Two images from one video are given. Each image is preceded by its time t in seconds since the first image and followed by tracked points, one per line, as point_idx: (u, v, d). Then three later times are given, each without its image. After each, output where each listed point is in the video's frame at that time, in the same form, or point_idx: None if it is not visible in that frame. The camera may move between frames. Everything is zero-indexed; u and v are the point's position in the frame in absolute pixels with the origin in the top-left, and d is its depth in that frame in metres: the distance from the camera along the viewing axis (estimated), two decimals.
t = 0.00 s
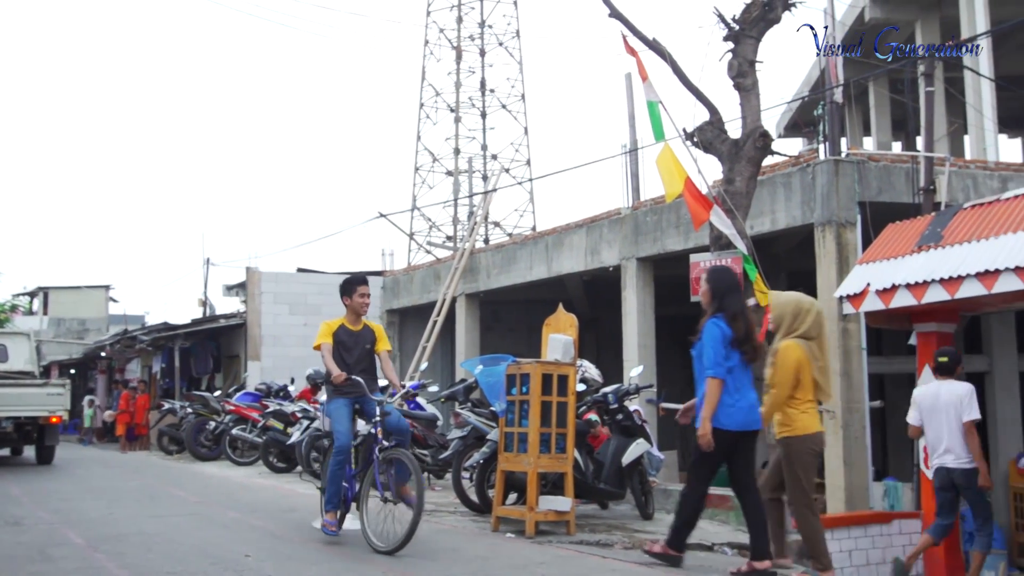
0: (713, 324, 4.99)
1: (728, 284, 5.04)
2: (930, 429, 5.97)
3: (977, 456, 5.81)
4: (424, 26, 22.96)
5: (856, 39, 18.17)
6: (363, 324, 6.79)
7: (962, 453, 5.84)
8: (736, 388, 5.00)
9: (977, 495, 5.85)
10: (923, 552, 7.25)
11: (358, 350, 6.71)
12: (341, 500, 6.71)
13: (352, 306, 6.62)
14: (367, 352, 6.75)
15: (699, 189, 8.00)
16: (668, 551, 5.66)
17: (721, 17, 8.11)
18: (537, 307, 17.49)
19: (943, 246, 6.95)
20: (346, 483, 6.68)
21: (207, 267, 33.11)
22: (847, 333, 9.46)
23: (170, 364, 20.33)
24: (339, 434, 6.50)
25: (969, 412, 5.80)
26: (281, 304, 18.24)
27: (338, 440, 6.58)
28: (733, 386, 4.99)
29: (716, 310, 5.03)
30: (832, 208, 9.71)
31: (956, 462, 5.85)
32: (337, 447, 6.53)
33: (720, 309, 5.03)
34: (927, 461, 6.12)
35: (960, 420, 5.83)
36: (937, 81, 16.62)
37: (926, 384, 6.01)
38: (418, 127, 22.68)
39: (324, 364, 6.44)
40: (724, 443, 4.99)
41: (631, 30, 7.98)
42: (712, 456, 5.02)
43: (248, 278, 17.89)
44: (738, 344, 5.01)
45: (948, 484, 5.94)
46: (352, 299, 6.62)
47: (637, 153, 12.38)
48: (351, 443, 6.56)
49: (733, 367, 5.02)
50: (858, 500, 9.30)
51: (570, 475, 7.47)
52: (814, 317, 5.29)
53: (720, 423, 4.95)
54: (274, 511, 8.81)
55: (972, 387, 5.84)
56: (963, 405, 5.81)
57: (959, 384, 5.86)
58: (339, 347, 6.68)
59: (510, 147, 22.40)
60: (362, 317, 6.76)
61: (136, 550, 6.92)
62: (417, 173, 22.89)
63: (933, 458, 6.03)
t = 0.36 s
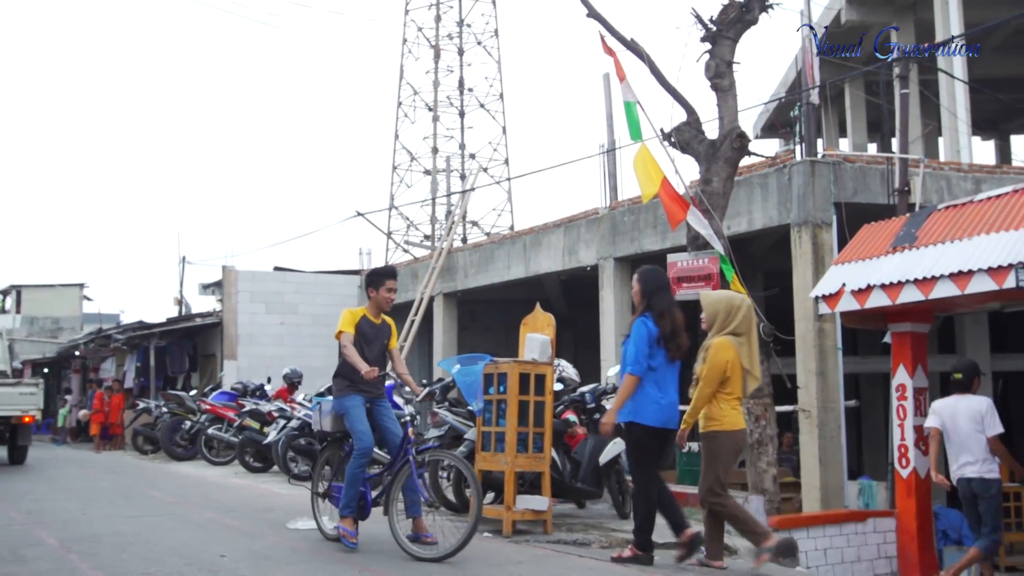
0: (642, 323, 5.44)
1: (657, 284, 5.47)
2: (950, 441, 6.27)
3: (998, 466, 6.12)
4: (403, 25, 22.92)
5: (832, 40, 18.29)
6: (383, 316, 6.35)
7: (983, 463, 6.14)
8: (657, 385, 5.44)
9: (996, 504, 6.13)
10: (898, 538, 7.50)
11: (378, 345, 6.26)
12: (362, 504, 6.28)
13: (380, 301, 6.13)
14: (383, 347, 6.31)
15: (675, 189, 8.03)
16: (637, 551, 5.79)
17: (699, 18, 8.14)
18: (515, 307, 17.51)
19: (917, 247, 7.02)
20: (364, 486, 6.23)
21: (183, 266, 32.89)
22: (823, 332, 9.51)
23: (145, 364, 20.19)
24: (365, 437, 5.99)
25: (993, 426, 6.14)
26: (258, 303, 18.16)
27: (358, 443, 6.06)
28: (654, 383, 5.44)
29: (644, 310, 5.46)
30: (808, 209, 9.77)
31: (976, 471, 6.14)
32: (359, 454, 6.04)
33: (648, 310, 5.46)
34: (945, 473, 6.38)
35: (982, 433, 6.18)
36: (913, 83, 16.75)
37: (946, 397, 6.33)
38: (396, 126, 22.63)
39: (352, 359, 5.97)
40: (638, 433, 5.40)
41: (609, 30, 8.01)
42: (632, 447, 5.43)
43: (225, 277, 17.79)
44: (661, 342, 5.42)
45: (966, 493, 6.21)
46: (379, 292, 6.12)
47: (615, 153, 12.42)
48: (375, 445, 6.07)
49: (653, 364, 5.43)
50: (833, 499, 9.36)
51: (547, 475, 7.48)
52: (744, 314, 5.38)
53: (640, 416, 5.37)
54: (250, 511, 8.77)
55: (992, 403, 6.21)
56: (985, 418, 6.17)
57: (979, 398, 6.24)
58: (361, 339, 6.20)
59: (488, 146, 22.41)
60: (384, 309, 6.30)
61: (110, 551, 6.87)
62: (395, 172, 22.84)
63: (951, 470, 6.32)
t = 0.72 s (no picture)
0: (600, 321, 5.66)
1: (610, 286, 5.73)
2: (975, 455, 6.59)
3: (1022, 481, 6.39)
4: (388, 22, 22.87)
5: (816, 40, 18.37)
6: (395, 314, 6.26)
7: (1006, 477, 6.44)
8: (615, 382, 5.68)
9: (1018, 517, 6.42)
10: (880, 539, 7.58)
11: (386, 341, 6.18)
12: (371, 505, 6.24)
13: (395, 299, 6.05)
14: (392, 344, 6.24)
15: (661, 187, 8.04)
16: (623, 548, 5.78)
17: (683, 16, 8.16)
18: (500, 305, 17.51)
19: (900, 246, 7.06)
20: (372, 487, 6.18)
21: (167, 263, 32.72)
22: (806, 331, 9.56)
23: (128, 361, 20.09)
24: (378, 438, 5.95)
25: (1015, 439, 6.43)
26: (242, 300, 18.09)
27: (370, 444, 6.00)
28: (613, 380, 5.67)
29: (602, 310, 5.70)
30: (792, 208, 9.81)
31: (999, 484, 6.45)
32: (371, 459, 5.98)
33: (606, 309, 5.70)
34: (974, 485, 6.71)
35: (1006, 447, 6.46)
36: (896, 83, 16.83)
37: (972, 412, 6.67)
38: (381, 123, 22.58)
39: (354, 356, 5.87)
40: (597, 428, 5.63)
41: (594, 28, 8.01)
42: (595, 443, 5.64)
43: (208, 274, 17.72)
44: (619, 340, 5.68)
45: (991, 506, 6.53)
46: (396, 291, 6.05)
47: (600, 151, 12.43)
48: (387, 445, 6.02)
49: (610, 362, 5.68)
50: (816, 496, 9.40)
51: (531, 473, 7.48)
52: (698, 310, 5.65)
53: (603, 413, 5.58)
54: (233, 510, 8.74)
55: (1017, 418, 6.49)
56: (1007, 433, 6.46)
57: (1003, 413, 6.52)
58: (369, 334, 6.11)
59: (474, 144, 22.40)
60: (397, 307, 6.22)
61: (91, 550, 6.82)
62: (380, 169, 22.80)
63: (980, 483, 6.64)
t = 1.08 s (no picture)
0: (568, 319, 5.69)
1: (574, 283, 5.82)
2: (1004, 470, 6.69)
3: None
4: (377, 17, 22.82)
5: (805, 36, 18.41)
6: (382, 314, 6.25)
7: None
8: (585, 377, 5.70)
9: None
10: (867, 533, 7.73)
11: (373, 342, 6.17)
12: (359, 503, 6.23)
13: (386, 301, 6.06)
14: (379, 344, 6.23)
15: (649, 183, 8.05)
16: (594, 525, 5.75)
17: (672, 12, 8.17)
18: (489, 300, 17.51)
19: (887, 242, 7.09)
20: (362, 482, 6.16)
21: (155, 257, 32.59)
22: (794, 326, 9.59)
23: (115, 356, 20.01)
24: (366, 434, 5.96)
25: None
26: (230, 295, 18.05)
27: (357, 441, 6.00)
28: (582, 377, 5.70)
29: (568, 308, 5.75)
30: (780, 204, 9.84)
31: None
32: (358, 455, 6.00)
33: (572, 307, 5.76)
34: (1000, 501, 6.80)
35: None
36: (884, 79, 16.87)
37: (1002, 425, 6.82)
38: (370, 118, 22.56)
39: (338, 355, 5.86)
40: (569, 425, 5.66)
41: (583, 23, 8.01)
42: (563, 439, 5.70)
43: (196, 268, 17.66)
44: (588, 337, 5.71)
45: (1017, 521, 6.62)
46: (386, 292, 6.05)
47: (589, 146, 12.44)
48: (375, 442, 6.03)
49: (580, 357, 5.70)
50: (803, 491, 9.45)
51: (520, 468, 7.50)
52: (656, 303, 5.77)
53: (571, 410, 5.65)
54: (221, 504, 8.72)
55: None
56: None
57: None
58: (354, 333, 6.10)
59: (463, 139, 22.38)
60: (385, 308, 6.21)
61: (78, 545, 6.80)
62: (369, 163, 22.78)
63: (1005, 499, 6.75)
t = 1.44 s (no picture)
0: (551, 313, 5.72)
1: (552, 278, 5.84)
2: None
3: None
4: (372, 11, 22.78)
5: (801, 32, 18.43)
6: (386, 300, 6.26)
7: None
8: (565, 372, 5.75)
9: None
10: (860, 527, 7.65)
11: (378, 327, 6.16)
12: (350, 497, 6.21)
13: (388, 284, 6.07)
14: (383, 329, 6.23)
15: (645, 178, 8.04)
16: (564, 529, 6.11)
17: (669, 7, 8.15)
18: (485, 295, 17.51)
19: (883, 237, 7.09)
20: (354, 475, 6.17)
21: (149, 252, 32.52)
22: (789, 321, 9.60)
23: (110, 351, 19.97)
24: (359, 427, 5.95)
25: None
26: (225, 290, 18.02)
27: (350, 433, 6.00)
28: (567, 370, 5.76)
29: (549, 302, 5.78)
30: (776, 199, 9.83)
31: None
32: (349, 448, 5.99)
33: (552, 301, 5.79)
34: None
35: None
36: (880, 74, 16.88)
37: None
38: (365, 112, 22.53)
39: (338, 346, 5.88)
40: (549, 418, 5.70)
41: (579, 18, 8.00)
42: (546, 434, 5.72)
43: (191, 263, 17.63)
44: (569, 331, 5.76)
45: None
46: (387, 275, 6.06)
47: (585, 141, 12.43)
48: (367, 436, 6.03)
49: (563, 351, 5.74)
50: (798, 485, 9.46)
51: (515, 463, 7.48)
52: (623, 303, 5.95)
53: (558, 404, 5.69)
54: (217, 499, 8.72)
55: None
56: None
57: None
58: (359, 320, 6.09)
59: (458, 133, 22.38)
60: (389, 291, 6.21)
61: (74, 539, 6.80)
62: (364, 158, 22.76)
63: None
